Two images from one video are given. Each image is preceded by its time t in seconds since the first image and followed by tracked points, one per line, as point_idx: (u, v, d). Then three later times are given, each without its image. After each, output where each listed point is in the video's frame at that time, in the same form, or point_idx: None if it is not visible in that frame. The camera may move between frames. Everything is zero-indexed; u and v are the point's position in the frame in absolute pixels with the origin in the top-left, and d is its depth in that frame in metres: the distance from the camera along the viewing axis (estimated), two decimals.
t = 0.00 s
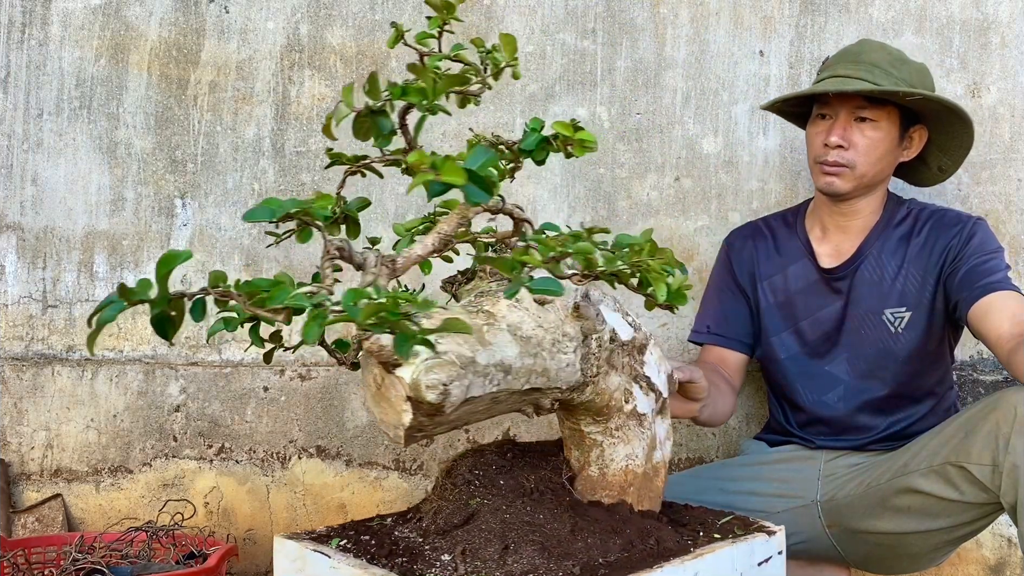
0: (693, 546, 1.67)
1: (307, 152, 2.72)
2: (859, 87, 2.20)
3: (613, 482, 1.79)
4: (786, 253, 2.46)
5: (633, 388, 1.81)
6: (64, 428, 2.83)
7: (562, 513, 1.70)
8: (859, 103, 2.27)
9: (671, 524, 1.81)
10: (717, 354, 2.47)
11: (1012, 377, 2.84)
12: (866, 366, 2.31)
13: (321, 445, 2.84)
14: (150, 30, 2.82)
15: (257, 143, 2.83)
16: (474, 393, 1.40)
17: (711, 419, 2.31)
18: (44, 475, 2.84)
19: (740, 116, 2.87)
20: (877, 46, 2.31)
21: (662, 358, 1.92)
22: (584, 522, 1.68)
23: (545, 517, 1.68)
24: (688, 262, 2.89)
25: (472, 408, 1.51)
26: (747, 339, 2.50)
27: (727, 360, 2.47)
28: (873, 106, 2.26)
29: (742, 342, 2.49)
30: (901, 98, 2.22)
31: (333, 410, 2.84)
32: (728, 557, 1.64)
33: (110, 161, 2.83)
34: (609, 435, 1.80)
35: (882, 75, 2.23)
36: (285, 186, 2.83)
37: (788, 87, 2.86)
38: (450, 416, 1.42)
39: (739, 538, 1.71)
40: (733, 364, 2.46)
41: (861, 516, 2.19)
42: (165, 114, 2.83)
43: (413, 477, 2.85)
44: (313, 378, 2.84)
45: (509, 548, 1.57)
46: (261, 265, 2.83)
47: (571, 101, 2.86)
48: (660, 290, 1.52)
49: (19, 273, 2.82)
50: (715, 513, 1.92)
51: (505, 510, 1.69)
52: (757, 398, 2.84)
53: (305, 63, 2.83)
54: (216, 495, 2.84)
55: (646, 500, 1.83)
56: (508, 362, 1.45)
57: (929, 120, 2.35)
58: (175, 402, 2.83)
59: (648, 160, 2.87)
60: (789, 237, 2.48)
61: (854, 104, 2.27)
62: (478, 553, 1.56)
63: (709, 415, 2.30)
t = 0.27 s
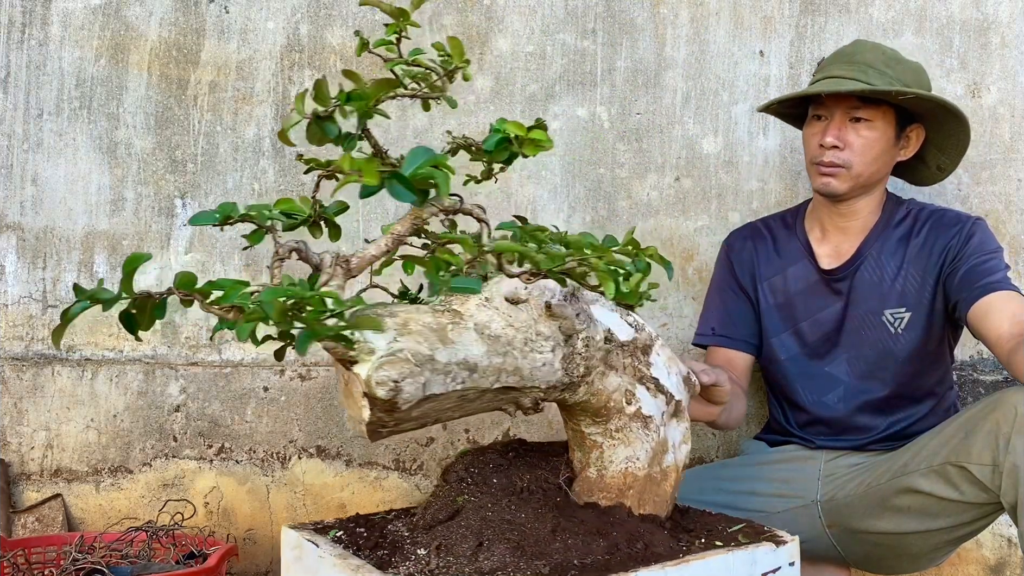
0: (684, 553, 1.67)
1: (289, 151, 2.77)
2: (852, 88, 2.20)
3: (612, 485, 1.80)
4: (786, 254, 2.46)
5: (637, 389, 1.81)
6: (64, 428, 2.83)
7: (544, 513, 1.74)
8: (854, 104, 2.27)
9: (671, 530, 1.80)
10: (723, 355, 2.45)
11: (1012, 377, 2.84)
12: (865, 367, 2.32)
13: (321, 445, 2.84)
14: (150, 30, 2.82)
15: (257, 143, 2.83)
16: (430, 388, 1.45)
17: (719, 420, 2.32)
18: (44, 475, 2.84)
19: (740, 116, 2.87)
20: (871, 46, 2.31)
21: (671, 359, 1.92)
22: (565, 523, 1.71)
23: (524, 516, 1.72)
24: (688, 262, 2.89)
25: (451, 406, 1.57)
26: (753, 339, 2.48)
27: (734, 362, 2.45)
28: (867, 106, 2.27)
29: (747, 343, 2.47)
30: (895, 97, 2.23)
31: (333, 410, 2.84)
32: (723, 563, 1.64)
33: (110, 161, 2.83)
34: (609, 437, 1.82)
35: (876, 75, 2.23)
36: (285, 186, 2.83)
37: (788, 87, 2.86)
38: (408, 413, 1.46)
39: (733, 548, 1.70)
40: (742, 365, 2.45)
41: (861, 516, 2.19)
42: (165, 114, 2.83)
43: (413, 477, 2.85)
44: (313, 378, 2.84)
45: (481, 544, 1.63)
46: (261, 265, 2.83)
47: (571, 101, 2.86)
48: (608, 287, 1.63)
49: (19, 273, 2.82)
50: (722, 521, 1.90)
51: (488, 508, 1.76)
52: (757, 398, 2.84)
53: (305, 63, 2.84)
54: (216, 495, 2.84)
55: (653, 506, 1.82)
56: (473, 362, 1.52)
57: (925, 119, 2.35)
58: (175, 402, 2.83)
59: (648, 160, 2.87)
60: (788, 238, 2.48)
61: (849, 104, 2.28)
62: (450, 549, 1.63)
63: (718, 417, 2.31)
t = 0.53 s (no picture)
0: (669, 558, 1.66)
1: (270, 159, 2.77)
2: (846, 90, 2.20)
3: (608, 486, 1.82)
4: (787, 254, 2.45)
5: (637, 390, 1.83)
6: (64, 428, 2.83)
7: (529, 512, 1.76)
8: (848, 104, 2.27)
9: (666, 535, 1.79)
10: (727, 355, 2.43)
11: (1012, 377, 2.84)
12: (866, 367, 2.32)
13: (321, 445, 2.84)
14: (150, 30, 2.82)
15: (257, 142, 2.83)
16: (395, 386, 1.50)
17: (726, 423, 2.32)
18: (44, 475, 2.83)
19: (740, 116, 2.87)
20: (865, 45, 2.30)
21: (677, 360, 1.91)
22: (549, 523, 1.72)
23: (509, 516, 1.74)
24: (688, 262, 2.89)
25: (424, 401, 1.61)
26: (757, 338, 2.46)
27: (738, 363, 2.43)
28: (861, 106, 2.27)
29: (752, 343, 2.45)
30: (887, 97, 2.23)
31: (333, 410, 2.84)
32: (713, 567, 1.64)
33: (110, 161, 2.83)
34: (606, 438, 1.85)
35: (870, 75, 2.23)
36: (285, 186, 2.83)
37: (788, 88, 2.87)
38: (376, 409, 1.52)
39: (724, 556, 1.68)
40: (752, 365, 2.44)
41: (861, 515, 2.19)
42: (165, 114, 2.83)
43: (413, 477, 2.85)
44: (313, 378, 2.84)
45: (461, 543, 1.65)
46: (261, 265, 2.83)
47: (571, 101, 2.86)
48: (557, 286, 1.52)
49: (19, 273, 2.82)
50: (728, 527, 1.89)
51: (475, 506, 1.79)
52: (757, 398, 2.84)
53: (305, 63, 2.84)
54: (216, 495, 2.84)
55: (651, 510, 1.83)
56: (442, 360, 1.58)
57: (922, 117, 2.34)
58: (175, 402, 2.83)
59: (648, 160, 2.87)
60: (788, 238, 2.47)
61: (843, 105, 2.28)
62: (430, 545, 1.65)
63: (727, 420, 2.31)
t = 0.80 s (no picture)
0: (649, 564, 1.67)
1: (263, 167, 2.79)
2: (841, 91, 2.20)
3: (601, 489, 1.85)
4: (787, 255, 2.45)
5: (633, 392, 1.85)
6: (64, 427, 2.83)
7: (511, 512, 1.82)
8: (844, 105, 2.28)
9: (660, 540, 1.80)
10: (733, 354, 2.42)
11: (1012, 377, 2.84)
12: (866, 368, 2.32)
13: (321, 445, 2.84)
14: (150, 30, 2.82)
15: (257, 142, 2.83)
16: (364, 384, 1.60)
17: (745, 425, 2.24)
18: (44, 475, 2.83)
19: (740, 116, 2.87)
20: (860, 45, 2.30)
21: (678, 361, 1.88)
22: (529, 524, 1.78)
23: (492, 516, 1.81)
24: (688, 262, 2.89)
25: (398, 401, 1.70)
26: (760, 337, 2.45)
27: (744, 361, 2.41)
28: (857, 106, 2.27)
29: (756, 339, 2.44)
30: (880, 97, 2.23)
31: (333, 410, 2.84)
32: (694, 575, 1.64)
33: (110, 161, 2.83)
34: (602, 440, 1.88)
35: (866, 75, 2.23)
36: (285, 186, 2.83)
37: (788, 88, 2.87)
38: (348, 406, 1.62)
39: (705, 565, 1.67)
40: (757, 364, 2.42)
41: (861, 515, 2.20)
42: (165, 114, 2.83)
43: (413, 477, 2.85)
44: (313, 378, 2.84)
45: (437, 541, 1.75)
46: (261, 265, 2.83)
47: (571, 101, 2.86)
48: (500, 287, 1.56)
49: (19, 273, 2.82)
50: (730, 534, 1.87)
51: (461, 505, 1.87)
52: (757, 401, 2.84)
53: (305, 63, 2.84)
54: (216, 495, 2.84)
55: (645, 514, 1.86)
56: (412, 359, 1.65)
57: (920, 116, 2.34)
58: (175, 402, 2.83)
59: (648, 160, 2.87)
60: (789, 239, 2.47)
61: (839, 106, 2.28)
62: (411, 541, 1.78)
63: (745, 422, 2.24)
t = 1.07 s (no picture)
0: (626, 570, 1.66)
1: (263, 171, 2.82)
2: (837, 92, 2.21)
3: (592, 490, 1.84)
4: (789, 255, 2.45)
5: (628, 393, 1.83)
6: (64, 427, 2.83)
7: (496, 511, 1.84)
8: (840, 106, 2.28)
9: (649, 545, 1.78)
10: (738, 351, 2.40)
11: (1012, 377, 2.84)
12: (867, 369, 2.32)
13: (321, 445, 2.84)
14: (150, 30, 2.82)
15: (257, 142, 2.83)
16: (341, 383, 1.66)
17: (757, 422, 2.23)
18: (44, 475, 2.84)
19: (740, 116, 2.87)
20: (856, 46, 2.30)
21: (677, 362, 1.85)
22: (513, 523, 1.80)
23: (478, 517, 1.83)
24: (688, 262, 2.89)
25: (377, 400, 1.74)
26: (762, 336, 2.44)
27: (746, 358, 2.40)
28: (854, 107, 2.27)
29: (758, 336, 2.43)
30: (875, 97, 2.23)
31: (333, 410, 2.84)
32: None
33: (110, 161, 2.83)
34: (594, 442, 1.87)
35: (863, 76, 2.23)
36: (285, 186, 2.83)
37: (788, 87, 2.86)
38: (328, 403, 1.68)
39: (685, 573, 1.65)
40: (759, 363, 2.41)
41: (861, 515, 2.19)
42: (165, 114, 2.83)
43: (413, 477, 2.85)
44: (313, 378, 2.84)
45: (419, 540, 1.80)
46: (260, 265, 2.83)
47: (571, 101, 2.86)
48: (448, 289, 1.57)
49: (19, 273, 2.82)
50: (728, 542, 1.83)
51: (450, 501, 1.91)
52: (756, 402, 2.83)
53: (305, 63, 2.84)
54: (216, 495, 2.84)
55: (638, 517, 1.84)
56: (388, 359, 1.68)
57: (918, 115, 2.33)
58: (175, 402, 2.83)
59: (648, 160, 2.87)
60: (790, 239, 2.47)
61: (835, 107, 2.28)
62: (398, 536, 1.84)
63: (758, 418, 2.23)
